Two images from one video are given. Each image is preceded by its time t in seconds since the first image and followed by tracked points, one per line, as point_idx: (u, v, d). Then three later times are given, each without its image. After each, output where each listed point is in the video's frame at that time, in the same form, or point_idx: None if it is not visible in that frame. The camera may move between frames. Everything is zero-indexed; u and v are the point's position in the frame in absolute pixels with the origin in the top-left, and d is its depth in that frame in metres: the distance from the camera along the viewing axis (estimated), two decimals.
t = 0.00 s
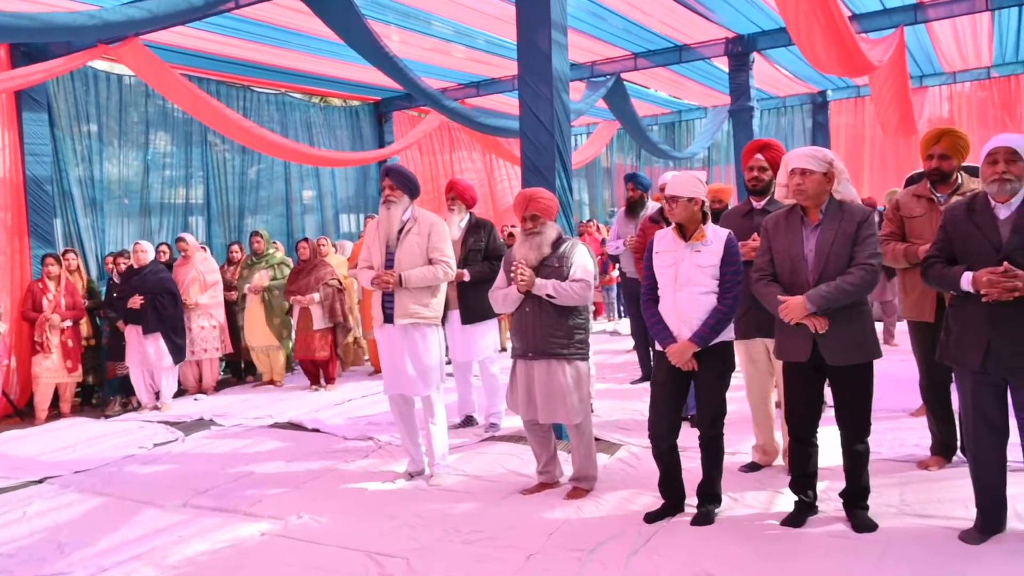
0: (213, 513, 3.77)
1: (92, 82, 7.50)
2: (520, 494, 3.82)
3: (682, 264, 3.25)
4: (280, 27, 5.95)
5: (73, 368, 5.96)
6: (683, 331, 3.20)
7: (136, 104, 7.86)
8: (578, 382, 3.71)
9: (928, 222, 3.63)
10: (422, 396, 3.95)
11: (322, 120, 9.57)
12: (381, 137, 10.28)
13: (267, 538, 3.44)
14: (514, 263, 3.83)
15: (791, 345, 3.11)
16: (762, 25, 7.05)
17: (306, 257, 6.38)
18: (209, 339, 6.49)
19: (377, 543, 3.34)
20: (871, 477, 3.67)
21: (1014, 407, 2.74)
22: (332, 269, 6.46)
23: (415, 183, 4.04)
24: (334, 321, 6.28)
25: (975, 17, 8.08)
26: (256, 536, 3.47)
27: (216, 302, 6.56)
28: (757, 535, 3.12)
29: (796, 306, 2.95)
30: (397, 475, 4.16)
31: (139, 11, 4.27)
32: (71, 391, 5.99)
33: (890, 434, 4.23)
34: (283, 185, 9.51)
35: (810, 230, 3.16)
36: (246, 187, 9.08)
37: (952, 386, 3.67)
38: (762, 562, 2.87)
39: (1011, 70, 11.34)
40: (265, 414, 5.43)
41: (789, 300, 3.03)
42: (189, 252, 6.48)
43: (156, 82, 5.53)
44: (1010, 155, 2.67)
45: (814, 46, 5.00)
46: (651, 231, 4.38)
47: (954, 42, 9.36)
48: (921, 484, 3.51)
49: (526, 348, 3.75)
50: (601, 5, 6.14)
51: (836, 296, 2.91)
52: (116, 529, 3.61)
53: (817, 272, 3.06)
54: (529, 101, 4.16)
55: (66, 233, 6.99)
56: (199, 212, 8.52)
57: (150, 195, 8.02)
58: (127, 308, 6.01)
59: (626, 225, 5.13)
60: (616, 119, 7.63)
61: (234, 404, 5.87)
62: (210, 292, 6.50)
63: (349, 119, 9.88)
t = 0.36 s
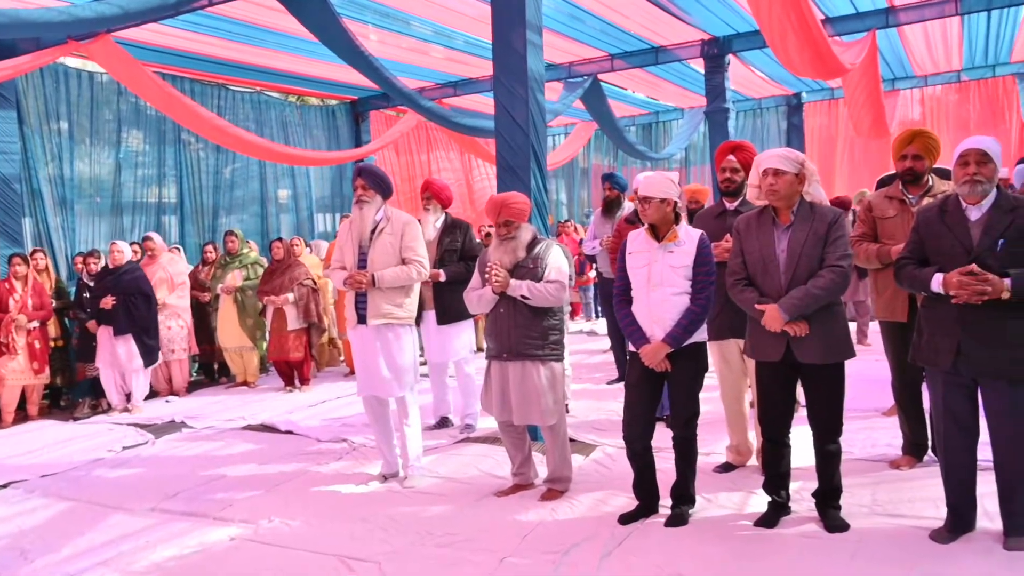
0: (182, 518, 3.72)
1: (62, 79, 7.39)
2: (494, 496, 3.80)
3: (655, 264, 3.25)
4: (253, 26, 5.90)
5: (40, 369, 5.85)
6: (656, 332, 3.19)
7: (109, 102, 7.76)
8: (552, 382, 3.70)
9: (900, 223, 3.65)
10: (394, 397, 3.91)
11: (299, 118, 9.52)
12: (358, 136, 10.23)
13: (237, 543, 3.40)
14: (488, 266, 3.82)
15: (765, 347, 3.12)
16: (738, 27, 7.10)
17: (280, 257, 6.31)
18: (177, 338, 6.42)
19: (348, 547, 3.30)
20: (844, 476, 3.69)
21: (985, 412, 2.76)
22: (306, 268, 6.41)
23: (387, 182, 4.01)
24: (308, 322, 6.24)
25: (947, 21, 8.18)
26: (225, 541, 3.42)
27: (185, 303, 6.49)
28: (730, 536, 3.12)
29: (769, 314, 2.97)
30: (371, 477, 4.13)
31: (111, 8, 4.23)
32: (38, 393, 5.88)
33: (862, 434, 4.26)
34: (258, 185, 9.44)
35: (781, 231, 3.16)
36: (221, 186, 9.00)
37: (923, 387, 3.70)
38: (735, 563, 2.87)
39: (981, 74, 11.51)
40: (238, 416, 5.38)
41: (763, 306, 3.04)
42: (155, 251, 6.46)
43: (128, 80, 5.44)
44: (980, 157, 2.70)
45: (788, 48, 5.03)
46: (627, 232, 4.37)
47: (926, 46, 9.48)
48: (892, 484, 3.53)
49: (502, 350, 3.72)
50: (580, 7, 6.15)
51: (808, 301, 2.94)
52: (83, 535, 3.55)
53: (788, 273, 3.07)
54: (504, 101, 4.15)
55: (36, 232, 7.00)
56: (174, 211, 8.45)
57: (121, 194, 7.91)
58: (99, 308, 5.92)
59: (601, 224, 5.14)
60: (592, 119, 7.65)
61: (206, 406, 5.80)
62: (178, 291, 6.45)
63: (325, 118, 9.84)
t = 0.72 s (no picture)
0: (122, 525, 3.60)
1: None
2: (445, 499, 3.77)
3: (607, 266, 3.26)
4: (201, 20, 5.77)
5: None
6: (607, 334, 3.20)
7: (49, 96, 7.51)
8: (506, 384, 3.67)
9: (847, 226, 3.72)
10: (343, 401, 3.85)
11: (249, 117, 9.39)
12: (309, 135, 10.08)
13: (179, 550, 3.30)
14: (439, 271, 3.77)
15: (714, 348, 3.14)
16: (689, 31, 7.19)
17: (227, 257, 6.18)
18: (118, 340, 6.26)
19: (295, 552, 3.24)
20: (790, 476, 3.75)
21: (925, 412, 2.81)
22: (254, 268, 6.29)
23: (338, 181, 3.94)
24: (257, 323, 6.11)
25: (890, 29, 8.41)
26: (167, 549, 3.32)
27: (124, 303, 6.35)
28: (679, 536, 3.14)
29: (720, 316, 3.00)
30: (320, 481, 4.06)
31: None
32: None
33: (807, 434, 4.34)
34: (206, 184, 9.25)
35: (730, 233, 3.19)
36: (167, 184, 8.79)
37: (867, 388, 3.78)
38: (684, 564, 2.88)
39: (924, 81, 11.86)
40: (182, 420, 5.24)
41: (713, 309, 3.08)
42: (93, 251, 6.26)
43: (68, 72, 5.24)
44: (921, 163, 2.76)
45: (739, 53, 5.10)
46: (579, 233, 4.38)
47: (871, 53, 9.73)
48: (837, 482, 3.60)
49: (455, 354, 3.70)
50: (533, 8, 6.15)
51: (757, 305, 2.98)
52: (16, 544, 3.41)
53: (738, 276, 3.11)
54: (456, 101, 4.12)
55: None
56: (118, 209, 8.25)
57: (62, 191, 7.68)
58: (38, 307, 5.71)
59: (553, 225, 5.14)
60: (546, 120, 7.66)
61: (150, 409, 5.65)
62: (118, 291, 6.31)
63: (276, 116, 9.69)
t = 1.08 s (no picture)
0: (48, 531, 3.44)
1: None
2: (388, 499, 3.71)
3: (552, 265, 3.25)
4: (135, 9, 5.57)
5: None
6: (552, 332, 3.19)
7: None
8: (452, 383, 3.63)
9: (787, 226, 3.80)
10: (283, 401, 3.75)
11: (187, 110, 9.15)
12: (249, 130, 9.85)
13: (108, 557, 3.17)
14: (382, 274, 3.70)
15: (658, 347, 3.17)
16: (634, 32, 7.27)
17: (162, 253, 5.99)
18: (46, 338, 6.02)
19: (231, 557, 3.14)
20: (731, 472, 3.81)
21: (859, 409, 2.88)
22: (191, 265, 6.10)
23: (279, 176, 3.83)
24: (193, 322, 5.93)
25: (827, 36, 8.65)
26: (95, 555, 3.18)
27: (53, 301, 6.12)
28: (622, 534, 3.16)
29: (665, 317, 3.02)
30: (258, 482, 3.96)
31: None
32: None
33: (748, 431, 4.42)
34: (140, 179, 8.96)
35: (673, 232, 3.22)
36: (100, 177, 8.47)
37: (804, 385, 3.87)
38: (627, 561, 2.90)
39: (859, 87, 12.25)
40: (114, 421, 5.05)
41: (658, 309, 3.10)
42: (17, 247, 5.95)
43: None
44: (857, 164, 2.83)
45: (683, 55, 5.17)
46: (524, 231, 4.37)
47: (809, 58, 9.98)
48: (775, 478, 3.67)
49: (402, 356, 3.65)
50: (480, 6, 6.12)
51: (701, 305, 3.02)
52: None
53: (681, 276, 3.14)
54: (400, 96, 4.07)
55: None
56: (47, 202, 7.92)
57: None
58: None
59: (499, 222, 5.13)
60: (492, 118, 7.65)
61: (80, 410, 5.43)
62: (45, 289, 6.07)
63: (216, 109, 9.46)
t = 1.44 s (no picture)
0: None
1: None
2: (343, 502, 3.65)
3: (511, 263, 3.23)
4: None
5: None
6: (511, 331, 3.17)
7: None
8: (411, 382, 3.58)
9: (743, 227, 3.85)
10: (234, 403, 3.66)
11: (132, 102, 8.88)
12: (198, 124, 9.61)
13: (49, 566, 3.04)
14: (337, 275, 3.62)
15: (617, 348, 3.17)
16: (590, 32, 7.30)
17: (106, 249, 5.80)
18: None
19: (180, 564, 3.04)
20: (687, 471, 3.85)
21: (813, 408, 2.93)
22: (136, 262, 5.92)
23: (231, 171, 3.71)
24: (139, 320, 5.76)
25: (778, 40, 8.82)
26: (35, 564, 3.05)
27: None
28: (581, 534, 3.16)
29: (626, 320, 3.03)
30: (208, 486, 3.85)
31: None
32: None
33: (702, 429, 4.47)
34: (83, 173, 8.67)
35: (632, 234, 3.23)
36: (40, 169, 8.15)
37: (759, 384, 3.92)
38: (586, 561, 2.89)
39: (808, 91, 12.51)
40: (55, 423, 4.86)
41: (618, 312, 3.11)
42: None
43: None
44: (812, 165, 2.87)
45: (641, 54, 5.21)
46: (481, 229, 4.34)
47: (761, 61, 10.15)
48: (731, 477, 3.71)
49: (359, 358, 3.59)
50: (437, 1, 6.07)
51: (661, 309, 3.03)
52: None
53: (640, 278, 3.14)
54: (355, 91, 4.00)
55: None
56: None
57: None
58: None
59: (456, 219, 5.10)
60: (447, 116, 7.61)
61: (18, 412, 5.22)
62: None
63: (163, 101, 9.20)
